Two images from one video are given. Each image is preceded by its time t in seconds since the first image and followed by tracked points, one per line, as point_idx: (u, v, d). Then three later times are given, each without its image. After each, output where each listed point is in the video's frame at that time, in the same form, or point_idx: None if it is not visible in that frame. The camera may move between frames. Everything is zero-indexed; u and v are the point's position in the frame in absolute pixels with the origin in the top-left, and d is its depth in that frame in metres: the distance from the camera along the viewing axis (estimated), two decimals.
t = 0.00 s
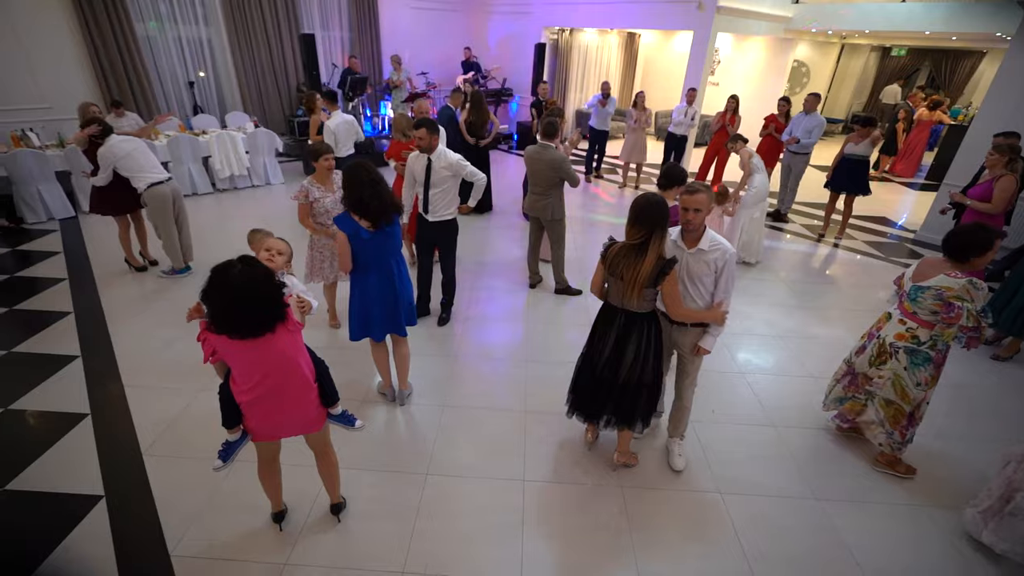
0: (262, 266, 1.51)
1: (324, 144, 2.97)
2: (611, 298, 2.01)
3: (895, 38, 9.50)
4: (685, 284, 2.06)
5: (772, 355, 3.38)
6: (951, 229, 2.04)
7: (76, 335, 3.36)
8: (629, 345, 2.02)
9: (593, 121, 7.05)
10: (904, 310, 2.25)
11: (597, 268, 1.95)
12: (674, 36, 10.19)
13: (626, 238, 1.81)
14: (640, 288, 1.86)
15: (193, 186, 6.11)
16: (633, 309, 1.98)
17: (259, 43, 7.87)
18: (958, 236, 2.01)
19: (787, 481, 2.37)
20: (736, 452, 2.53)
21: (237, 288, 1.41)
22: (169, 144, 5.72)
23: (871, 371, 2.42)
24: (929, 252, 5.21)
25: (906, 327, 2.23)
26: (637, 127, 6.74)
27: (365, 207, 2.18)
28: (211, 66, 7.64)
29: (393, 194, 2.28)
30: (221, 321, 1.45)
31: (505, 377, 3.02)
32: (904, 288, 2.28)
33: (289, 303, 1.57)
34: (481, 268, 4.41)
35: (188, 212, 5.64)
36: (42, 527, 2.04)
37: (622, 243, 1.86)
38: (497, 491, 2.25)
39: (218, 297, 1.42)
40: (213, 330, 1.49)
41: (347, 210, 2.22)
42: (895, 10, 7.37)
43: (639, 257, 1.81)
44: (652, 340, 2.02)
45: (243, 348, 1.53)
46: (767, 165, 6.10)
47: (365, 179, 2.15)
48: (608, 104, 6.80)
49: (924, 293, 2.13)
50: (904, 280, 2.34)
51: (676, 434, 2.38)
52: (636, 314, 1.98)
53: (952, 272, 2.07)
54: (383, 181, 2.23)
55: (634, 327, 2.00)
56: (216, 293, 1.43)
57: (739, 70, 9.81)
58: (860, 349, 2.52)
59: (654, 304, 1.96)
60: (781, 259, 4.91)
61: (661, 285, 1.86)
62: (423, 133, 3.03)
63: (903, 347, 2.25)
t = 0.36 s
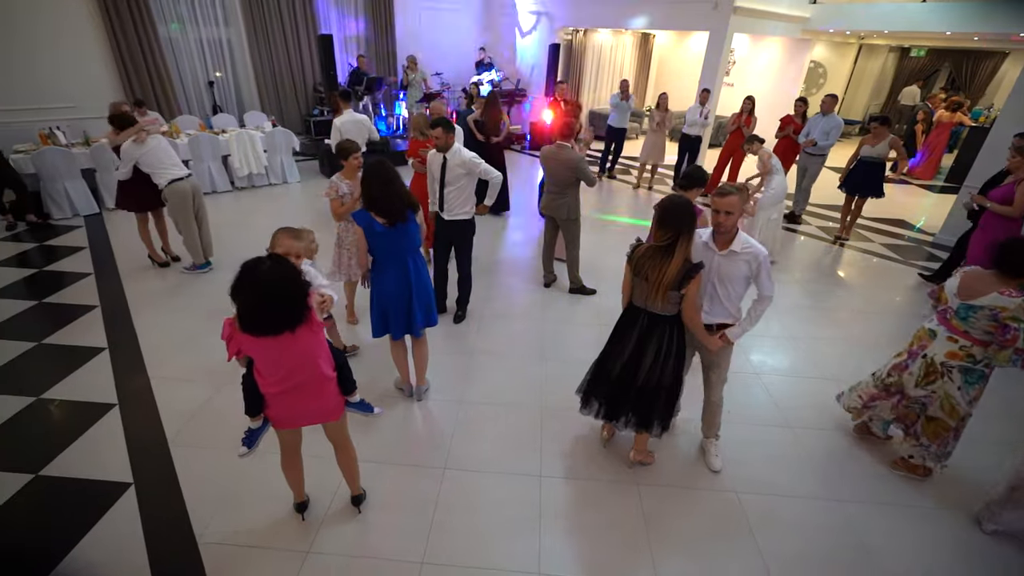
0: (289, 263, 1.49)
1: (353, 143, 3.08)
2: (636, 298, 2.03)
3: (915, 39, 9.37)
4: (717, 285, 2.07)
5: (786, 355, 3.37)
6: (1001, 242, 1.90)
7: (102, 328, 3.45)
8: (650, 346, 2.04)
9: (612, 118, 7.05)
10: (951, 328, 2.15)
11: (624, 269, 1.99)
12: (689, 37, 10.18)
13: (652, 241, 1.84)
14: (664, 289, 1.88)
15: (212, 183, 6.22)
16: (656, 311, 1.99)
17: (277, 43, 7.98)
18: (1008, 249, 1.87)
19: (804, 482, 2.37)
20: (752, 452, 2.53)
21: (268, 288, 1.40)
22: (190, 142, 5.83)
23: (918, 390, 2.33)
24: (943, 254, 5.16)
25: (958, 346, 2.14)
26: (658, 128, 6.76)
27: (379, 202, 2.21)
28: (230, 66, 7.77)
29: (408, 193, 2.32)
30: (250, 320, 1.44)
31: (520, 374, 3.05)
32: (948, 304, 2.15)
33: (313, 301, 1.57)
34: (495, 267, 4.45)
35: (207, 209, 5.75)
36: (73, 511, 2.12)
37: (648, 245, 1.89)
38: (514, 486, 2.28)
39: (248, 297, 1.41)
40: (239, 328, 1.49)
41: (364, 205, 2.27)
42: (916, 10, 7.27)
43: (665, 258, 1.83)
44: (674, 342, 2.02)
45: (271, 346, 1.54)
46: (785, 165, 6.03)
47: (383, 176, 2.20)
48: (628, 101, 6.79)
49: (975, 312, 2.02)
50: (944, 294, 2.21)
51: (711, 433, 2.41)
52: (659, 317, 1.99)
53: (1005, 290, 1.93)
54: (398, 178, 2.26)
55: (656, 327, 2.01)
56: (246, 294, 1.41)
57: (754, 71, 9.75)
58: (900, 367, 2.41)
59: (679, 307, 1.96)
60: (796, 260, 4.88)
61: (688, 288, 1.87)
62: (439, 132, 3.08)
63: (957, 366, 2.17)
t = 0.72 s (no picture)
0: (311, 265, 1.52)
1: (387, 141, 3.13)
2: (662, 302, 2.04)
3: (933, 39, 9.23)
4: (758, 291, 2.06)
5: (801, 357, 3.36)
6: None
7: (126, 322, 3.54)
8: (675, 353, 2.06)
9: (625, 117, 7.09)
10: (988, 339, 2.05)
11: (652, 272, 2.00)
12: (702, 37, 10.18)
13: (683, 245, 1.85)
14: (693, 294, 1.88)
15: (230, 181, 6.33)
16: (683, 315, 2.00)
17: (293, 43, 8.08)
18: None
19: (820, 484, 2.36)
20: (768, 453, 2.53)
21: (294, 292, 1.43)
22: (208, 141, 5.94)
23: (953, 405, 2.22)
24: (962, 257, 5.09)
25: (998, 357, 2.04)
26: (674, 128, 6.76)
27: (394, 199, 2.26)
28: (248, 66, 7.88)
29: (426, 190, 2.34)
30: (278, 323, 1.47)
31: (537, 373, 3.07)
32: (982, 314, 2.04)
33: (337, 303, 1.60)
34: (509, 266, 4.49)
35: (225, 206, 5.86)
36: (101, 498, 2.18)
37: (677, 249, 1.89)
38: (531, 482, 2.30)
39: (276, 302, 1.43)
40: (267, 330, 1.52)
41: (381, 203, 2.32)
42: (936, 9, 7.18)
43: (695, 262, 1.84)
44: (699, 347, 2.03)
45: (297, 346, 1.58)
46: (801, 166, 5.98)
47: (399, 174, 2.22)
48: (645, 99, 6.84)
49: (1017, 323, 1.93)
50: (973, 302, 2.09)
51: (727, 433, 2.42)
52: (688, 320, 1.99)
53: None
54: (415, 176, 2.27)
55: (682, 331, 2.02)
56: (273, 298, 1.44)
57: (769, 72, 9.69)
58: (933, 383, 2.29)
59: (706, 311, 1.96)
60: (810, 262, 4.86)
61: (717, 293, 1.87)
62: (447, 131, 3.10)
63: (997, 378, 2.07)
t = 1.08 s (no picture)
0: (340, 265, 1.56)
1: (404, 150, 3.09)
2: (685, 304, 2.07)
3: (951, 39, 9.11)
4: (783, 295, 2.08)
5: (815, 358, 3.35)
6: None
7: (148, 316, 3.62)
8: (697, 356, 2.07)
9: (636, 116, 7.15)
10: (1003, 339, 2.03)
11: (675, 275, 2.03)
12: (714, 37, 10.17)
13: (707, 248, 1.88)
14: (716, 296, 1.91)
15: (246, 180, 6.43)
16: (706, 318, 2.02)
17: (308, 43, 8.18)
18: None
19: (834, 484, 2.37)
20: (782, 453, 2.54)
21: (326, 291, 1.47)
22: (225, 140, 6.04)
23: (967, 407, 2.19)
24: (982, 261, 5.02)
25: (1012, 357, 2.03)
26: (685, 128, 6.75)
27: (412, 198, 2.28)
28: (264, 66, 7.99)
29: (445, 189, 2.35)
30: (308, 322, 1.51)
31: (550, 371, 3.10)
32: (997, 314, 2.02)
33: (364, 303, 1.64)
34: (522, 265, 4.52)
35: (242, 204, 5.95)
36: (127, 486, 2.24)
37: (700, 251, 1.92)
38: (545, 478, 2.33)
39: (307, 302, 1.47)
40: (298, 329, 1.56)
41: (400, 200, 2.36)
42: (955, 10, 7.09)
43: (718, 265, 1.86)
44: (722, 349, 2.04)
45: (324, 343, 1.62)
46: (818, 168, 5.93)
47: (418, 173, 2.23)
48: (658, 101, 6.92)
49: None
50: (988, 302, 2.07)
51: (741, 433, 2.43)
52: (711, 322, 2.02)
53: None
54: (436, 174, 2.27)
55: (704, 333, 2.04)
56: (304, 298, 1.48)
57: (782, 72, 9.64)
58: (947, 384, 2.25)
59: (729, 314, 1.98)
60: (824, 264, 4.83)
61: (740, 295, 1.89)
62: (451, 133, 3.17)
63: (1012, 377, 2.06)
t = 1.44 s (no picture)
0: (367, 257, 1.61)
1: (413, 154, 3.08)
2: (700, 304, 2.08)
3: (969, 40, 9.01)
4: (792, 291, 2.12)
5: (829, 360, 3.34)
6: None
7: (168, 311, 3.69)
8: (714, 354, 2.08)
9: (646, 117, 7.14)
10: (1009, 333, 2.07)
11: (691, 274, 2.05)
12: (727, 38, 10.12)
13: (725, 249, 1.89)
14: (733, 297, 1.92)
15: (261, 178, 6.52)
16: (722, 318, 2.03)
17: (323, 44, 8.28)
18: None
19: (848, 486, 2.36)
20: (796, 454, 2.53)
21: (355, 280, 1.52)
22: (242, 139, 6.12)
23: (971, 401, 2.21)
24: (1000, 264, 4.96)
25: (1018, 350, 2.05)
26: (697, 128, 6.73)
27: (436, 196, 2.33)
28: (279, 66, 8.09)
29: (466, 189, 2.38)
30: (337, 312, 1.55)
31: (564, 369, 3.11)
32: (1004, 308, 2.07)
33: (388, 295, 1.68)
34: (534, 264, 4.54)
35: (257, 202, 6.04)
36: (150, 476, 2.30)
37: (717, 252, 1.93)
38: (559, 474, 2.35)
39: (336, 289, 1.51)
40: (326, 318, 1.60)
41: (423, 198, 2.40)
42: (973, 11, 7.01)
43: (735, 265, 1.87)
44: (737, 347, 2.05)
45: (349, 333, 1.66)
46: (833, 169, 5.89)
47: (438, 172, 2.28)
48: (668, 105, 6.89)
49: None
50: (997, 296, 2.13)
51: (755, 433, 2.43)
52: (727, 322, 2.03)
53: None
54: (460, 174, 2.33)
55: (719, 333, 2.05)
56: (333, 287, 1.52)
57: (796, 73, 9.57)
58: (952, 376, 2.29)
59: (745, 314, 2.00)
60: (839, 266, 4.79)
61: (758, 296, 1.92)
62: (460, 138, 3.24)
63: (1017, 370, 2.07)
